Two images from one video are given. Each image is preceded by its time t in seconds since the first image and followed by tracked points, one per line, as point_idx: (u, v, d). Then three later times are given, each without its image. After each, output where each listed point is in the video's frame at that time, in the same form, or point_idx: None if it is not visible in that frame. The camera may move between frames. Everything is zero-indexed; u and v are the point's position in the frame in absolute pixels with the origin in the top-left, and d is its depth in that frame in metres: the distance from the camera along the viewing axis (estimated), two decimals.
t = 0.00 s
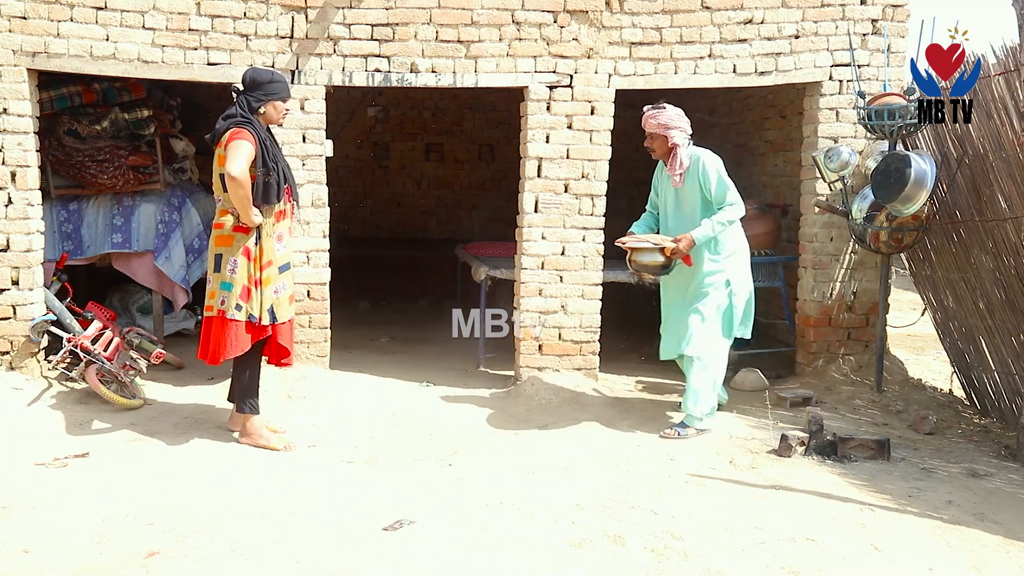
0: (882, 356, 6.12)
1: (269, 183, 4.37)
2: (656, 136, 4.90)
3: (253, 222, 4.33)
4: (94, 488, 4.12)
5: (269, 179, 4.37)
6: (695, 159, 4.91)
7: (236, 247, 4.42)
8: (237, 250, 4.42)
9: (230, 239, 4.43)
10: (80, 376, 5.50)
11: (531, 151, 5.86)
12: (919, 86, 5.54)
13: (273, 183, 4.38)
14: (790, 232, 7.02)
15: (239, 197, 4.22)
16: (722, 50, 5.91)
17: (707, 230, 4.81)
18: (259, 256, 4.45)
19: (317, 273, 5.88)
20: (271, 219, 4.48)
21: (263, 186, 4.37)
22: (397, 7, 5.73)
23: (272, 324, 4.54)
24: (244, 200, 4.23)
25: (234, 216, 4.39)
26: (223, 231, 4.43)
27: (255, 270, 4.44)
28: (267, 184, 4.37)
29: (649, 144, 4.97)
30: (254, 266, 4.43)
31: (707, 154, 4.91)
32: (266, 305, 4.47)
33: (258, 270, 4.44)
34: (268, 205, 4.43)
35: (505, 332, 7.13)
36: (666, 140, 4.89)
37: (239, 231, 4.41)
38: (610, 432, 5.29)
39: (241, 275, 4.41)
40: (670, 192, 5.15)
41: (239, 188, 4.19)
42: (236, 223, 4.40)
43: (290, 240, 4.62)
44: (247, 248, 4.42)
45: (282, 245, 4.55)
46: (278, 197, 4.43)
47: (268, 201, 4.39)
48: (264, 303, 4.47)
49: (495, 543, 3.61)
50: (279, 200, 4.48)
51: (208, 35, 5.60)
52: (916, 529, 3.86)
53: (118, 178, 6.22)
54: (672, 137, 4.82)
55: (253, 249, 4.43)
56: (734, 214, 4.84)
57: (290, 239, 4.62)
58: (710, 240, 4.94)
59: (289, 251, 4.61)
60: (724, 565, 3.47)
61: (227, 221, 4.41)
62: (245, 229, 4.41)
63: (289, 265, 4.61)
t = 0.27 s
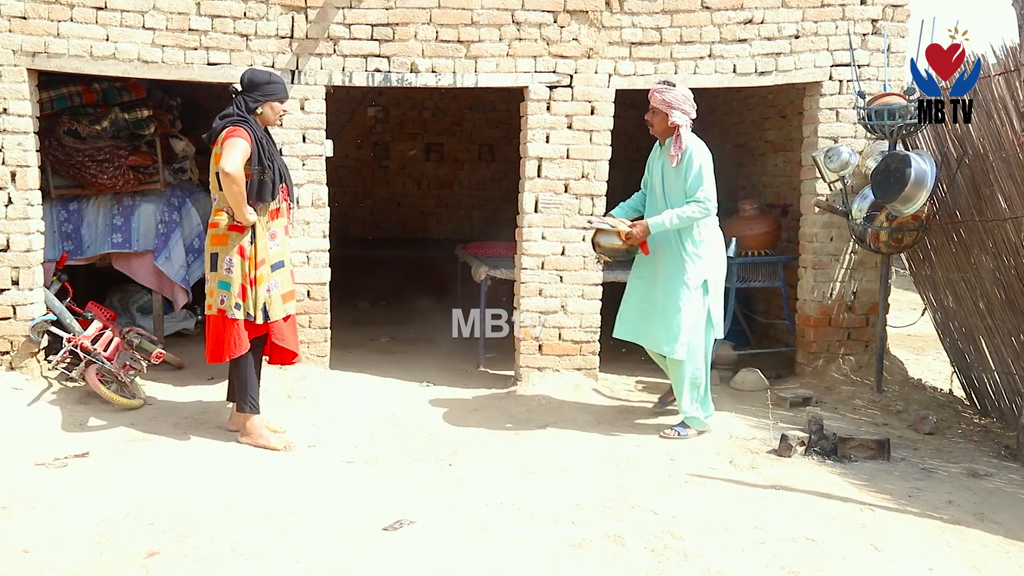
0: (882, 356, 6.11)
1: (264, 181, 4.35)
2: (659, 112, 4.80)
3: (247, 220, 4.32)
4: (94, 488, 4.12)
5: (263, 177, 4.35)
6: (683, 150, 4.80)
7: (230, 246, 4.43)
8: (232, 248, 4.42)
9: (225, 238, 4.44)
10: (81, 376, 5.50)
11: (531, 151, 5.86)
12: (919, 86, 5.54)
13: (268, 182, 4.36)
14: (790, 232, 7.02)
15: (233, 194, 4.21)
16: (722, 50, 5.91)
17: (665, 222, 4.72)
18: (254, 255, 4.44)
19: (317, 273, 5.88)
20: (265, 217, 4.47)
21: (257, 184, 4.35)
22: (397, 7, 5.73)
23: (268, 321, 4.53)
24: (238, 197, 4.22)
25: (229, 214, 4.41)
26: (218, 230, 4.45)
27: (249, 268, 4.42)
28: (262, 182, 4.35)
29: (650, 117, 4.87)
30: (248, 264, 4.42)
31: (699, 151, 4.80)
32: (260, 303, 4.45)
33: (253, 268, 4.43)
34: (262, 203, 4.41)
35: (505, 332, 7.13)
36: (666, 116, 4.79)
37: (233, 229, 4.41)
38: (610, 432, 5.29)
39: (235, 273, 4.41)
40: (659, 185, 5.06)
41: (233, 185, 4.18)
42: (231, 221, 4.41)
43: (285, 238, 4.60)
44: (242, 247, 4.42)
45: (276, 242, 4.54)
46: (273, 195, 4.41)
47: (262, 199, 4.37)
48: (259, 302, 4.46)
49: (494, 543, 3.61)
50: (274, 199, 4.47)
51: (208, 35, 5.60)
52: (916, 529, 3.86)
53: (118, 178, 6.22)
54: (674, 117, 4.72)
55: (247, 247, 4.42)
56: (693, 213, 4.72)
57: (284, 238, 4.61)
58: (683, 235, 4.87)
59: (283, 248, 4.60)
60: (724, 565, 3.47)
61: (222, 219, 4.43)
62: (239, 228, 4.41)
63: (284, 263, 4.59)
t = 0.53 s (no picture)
0: (882, 356, 6.11)
1: (258, 181, 4.35)
2: (625, 112, 4.85)
3: (240, 220, 4.32)
4: (94, 488, 4.12)
5: (258, 177, 4.34)
6: (647, 149, 4.83)
7: (224, 244, 4.45)
8: (225, 247, 4.44)
9: (218, 237, 4.46)
10: (81, 376, 5.51)
11: (531, 151, 5.86)
12: (918, 87, 5.55)
13: (263, 182, 4.36)
14: (790, 232, 7.03)
15: (227, 193, 4.20)
16: (722, 50, 5.91)
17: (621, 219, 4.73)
18: (246, 254, 4.45)
19: (317, 273, 5.88)
20: (258, 216, 4.47)
21: (253, 184, 4.35)
22: (397, 7, 5.73)
23: (260, 320, 4.50)
24: (232, 197, 4.21)
25: (222, 214, 4.42)
26: (212, 229, 4.47)
27: (241, 267, 4.42)
28: (257, 182, 4.35)
29: (617, 118, 4.92)
30: (241, 263, 4.42)
31: (666, 153, 4.82)
32: (253, 302, 4.43)
33: (246, 266, 4.42)
34: (257, 203, 4.41)
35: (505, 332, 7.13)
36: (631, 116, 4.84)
37: (226, 228, 4.43)
38: (610, 432, 5.29)
39: (228, 270, 4.42)
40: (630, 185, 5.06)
41: (228, 184, 4.17)
42: (225, 221, 4.43)
43: (277, 238, 4.59)
44: (235, 246, 4.43)
45: (267, 242, 4.54)
46: (267, 195, 4.40)
47: (256, 199, 4.36)
48: (250, 301, 4.43)
49: (494, 543, 3.61)
50: (268, 199, 4.47)
51: (208, 35, 5.60)
52: (916, 529, 3.86)
53: (118, 178, 6.23)
54: (639, 115, 4.77)
55: (241, 246, 4.43)
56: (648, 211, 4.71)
57: (277, 238, 4.60)
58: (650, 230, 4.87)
59: (275, 248, 4.59)
60: (724, 565, 3.47)
61: (216, 219, 4.45)
62: (232, 226, 4.42)
63: (275, 263, 4.58)
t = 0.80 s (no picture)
0: (882, 356, 6.11)
1: (255, 181, 4.35)
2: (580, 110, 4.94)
3: (237, 221, 4.32)
4: (94, 488, 4.12)
5: (255, 177, 4.36)
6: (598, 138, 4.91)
7: (222, 245, 4.42)
8: (223, 248, 4.42)
9: (216, 237, 4.43)
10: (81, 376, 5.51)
11: (531, 151, 5.86)
12: (919, 87, 5.54)
13: (260, 181, 4.37)
14: (790, 232, 7.03)
15: (224, 196, 4.20)
16: (722, 50, 5.92)
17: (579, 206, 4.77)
18: (244, 254, 4.43)
19: (317, 273, 5.88)
20: (257, 216, 4.47)
21: (250, 184, 4.36)
22: (397, 7, 5.73)
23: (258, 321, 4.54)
24: (229, 199, 4.22)
25: (219, 214, 4.40)
26: (208, 229, 4.44)
27: (240, 267, 4.42)
28: (254, 182, 4.36)
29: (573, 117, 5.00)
30: (239, 264, 4.41)
31: (619, 142, 4.87)
32: (252, 303, 4.46)
33: (244, 268, 4.43)
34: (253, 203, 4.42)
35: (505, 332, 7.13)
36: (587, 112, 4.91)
37: (225, 229, 4.41)
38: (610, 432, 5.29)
39: (226, 272, 4.40)
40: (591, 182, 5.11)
41: (224, 187, 4.18)
42: (222, 221, 4.41)
43: (274, 238, 4.60)
44: (233, 246, 4.41)
45: (265, 242, 4.54)
46: (265, 195, 4.42)
47: (254, 199, 4.37)
48: (249, 301, 4.46)
49: (494, 543, 3.60)
50: (266, 199, 4.48)
51: (208, 35, 5.60)
52: (916, 529, 3.86)
53: (118, 178, 6.23)
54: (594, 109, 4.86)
55: (239, 247, 4.42)
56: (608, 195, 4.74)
57: (273, 237, 4.60)
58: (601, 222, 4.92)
59: (271, 248, 4.59)
60: (724, 565, 3.47)
61: (213, 219, 4.42)
62: (231, 227, 4.40)
63: (270, 262, 4.59)
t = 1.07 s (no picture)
0: (882, 355, 6.11)
1: (253, 185, 4.35)
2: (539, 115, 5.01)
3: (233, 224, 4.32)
4: (94, 488, 4.12)
5: (253, 181, 4.35)
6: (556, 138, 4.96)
7: (216, 246, 4.43)
8: (216, 248, 4.43)
9: (209, 237, 4.43)
10: (81, 376, 5.51)
11: (531, 151, 5.86)
12: (918, 86, 5.55)
13: (258, 185, 4.37)
14: (790, 232, 7.03)
15: (222, 199, 4.19)
16: (722, 50, 5.92)
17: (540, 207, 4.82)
18: (237, 257, 4.45)
19: (317, 273, 5.88)
20: (252, 221, 4.47)
21: (247, 188, 4.35)
22: (397, 7, 5.73)
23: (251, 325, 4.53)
24: (226, 203, 4.21)
25: (215, 215, 4.40)
26: (203, 229, 4.44)
27: (234, 270, 4.44)
28: (251, 186, 4.35)
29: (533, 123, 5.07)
30: (232, 266, 4.43)
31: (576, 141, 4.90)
32: (245, 306, 4.46)
33: (238, 270, 4.44)
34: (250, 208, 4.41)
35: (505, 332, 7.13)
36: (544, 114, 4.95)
37: (219, 229, 4.42)
38: (609, 432, 5.29)
39: (221, 273, 4.41)
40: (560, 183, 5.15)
41: (223, 191, 4.17)
42: (217, 222, 4.41)
43: (268, 244, 4.61)
44: (226, 247, 4.43)
45: (259, 246, 4.55)
46: (261, 200, 4.41)
47: (251, 203, 4.37)
48: (242, 303, 4.46)
49: (494, 543, 3.60)
50: (262, 203, 4.47)
51: (208, 35, 5.60)
52: (916, 529, 3.86)
53: (118, 178, 6.23)
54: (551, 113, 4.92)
55: (232, 248, 4.44)
56: (567, 194, 4.77)
57: (266, 243, 4.59)
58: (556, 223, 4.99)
59: (264, 253, 4.59)
60: (724, 565, 3.47)
61: (208, 220, 4.42)
62: (225, 228, 4.42)
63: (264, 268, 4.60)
